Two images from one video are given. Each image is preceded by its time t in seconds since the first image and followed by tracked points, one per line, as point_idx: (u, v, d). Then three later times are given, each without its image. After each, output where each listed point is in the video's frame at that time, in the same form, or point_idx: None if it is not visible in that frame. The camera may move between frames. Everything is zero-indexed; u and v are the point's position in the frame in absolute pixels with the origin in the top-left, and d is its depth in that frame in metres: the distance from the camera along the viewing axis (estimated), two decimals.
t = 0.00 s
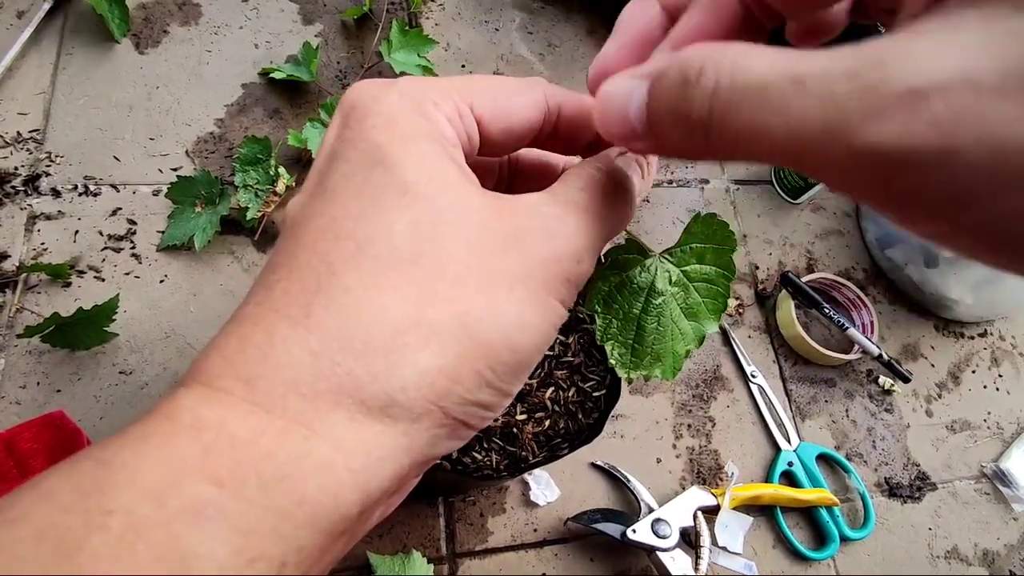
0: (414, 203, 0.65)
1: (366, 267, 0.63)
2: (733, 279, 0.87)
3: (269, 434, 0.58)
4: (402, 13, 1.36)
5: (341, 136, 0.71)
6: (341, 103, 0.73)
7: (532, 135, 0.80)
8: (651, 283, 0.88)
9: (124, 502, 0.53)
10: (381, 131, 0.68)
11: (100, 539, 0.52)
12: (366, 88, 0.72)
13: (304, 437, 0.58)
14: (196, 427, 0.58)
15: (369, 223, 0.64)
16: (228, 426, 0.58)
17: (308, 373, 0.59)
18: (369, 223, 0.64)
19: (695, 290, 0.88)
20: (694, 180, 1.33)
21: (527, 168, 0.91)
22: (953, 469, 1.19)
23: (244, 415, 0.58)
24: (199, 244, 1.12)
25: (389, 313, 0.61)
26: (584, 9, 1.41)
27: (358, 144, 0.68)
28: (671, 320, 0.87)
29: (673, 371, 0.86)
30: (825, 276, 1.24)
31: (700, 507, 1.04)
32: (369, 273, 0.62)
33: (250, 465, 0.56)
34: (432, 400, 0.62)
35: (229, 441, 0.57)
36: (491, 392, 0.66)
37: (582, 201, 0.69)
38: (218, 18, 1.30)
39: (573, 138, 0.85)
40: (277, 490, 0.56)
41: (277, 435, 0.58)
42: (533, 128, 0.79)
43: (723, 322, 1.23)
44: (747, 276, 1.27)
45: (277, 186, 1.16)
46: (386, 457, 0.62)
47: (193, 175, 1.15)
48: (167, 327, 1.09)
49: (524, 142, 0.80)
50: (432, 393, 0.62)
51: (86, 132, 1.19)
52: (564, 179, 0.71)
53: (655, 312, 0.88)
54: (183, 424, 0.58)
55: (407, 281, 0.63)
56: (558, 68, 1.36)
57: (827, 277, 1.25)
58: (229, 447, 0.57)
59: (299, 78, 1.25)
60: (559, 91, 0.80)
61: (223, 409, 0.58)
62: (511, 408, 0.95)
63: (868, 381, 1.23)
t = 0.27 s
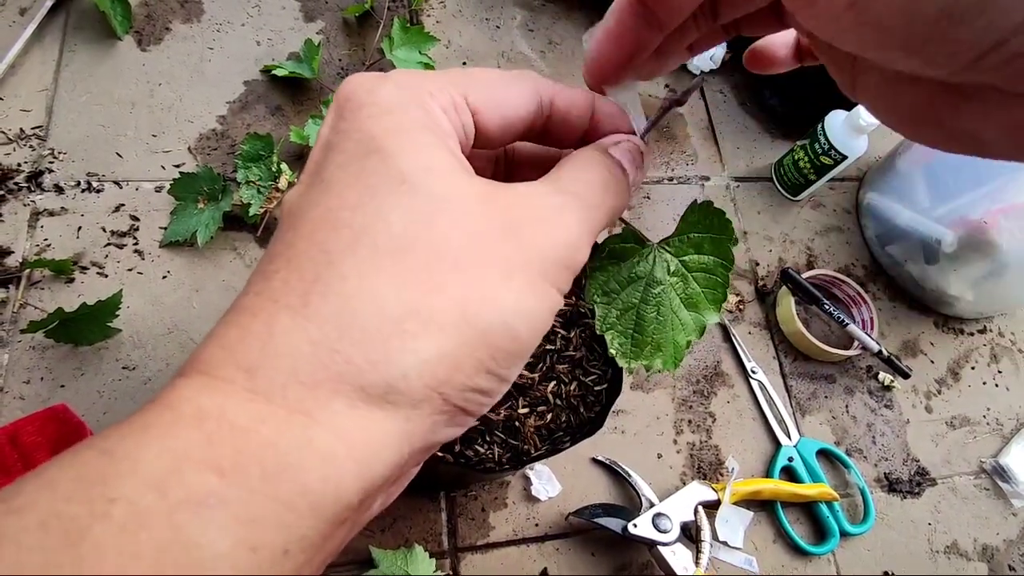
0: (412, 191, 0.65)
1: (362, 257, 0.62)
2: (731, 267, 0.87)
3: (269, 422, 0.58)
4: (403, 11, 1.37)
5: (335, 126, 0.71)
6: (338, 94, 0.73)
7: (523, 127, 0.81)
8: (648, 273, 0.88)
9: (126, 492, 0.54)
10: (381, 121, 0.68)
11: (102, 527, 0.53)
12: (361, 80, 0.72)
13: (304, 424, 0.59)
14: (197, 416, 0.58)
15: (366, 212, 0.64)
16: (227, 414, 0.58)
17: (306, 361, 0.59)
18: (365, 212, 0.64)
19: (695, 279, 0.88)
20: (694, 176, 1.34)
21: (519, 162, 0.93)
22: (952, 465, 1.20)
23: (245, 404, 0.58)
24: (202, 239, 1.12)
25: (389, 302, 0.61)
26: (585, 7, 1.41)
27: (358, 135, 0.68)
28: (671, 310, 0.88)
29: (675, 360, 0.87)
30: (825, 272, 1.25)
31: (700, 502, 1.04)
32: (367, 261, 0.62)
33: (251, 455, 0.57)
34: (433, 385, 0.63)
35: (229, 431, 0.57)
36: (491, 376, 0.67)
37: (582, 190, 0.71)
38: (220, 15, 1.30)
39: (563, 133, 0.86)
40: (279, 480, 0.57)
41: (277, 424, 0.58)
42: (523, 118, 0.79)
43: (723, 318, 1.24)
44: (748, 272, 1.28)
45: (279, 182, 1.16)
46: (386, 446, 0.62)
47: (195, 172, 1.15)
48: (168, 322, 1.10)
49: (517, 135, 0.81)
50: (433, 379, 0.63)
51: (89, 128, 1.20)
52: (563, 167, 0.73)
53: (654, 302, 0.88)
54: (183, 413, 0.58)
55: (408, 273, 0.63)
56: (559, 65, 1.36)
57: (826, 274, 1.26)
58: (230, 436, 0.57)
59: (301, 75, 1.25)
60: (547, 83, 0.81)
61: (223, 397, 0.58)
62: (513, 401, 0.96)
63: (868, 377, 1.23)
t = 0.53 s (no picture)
0: (417, 194, 0.65)
1: (368, 263, 0.63)
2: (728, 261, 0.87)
3: (271, 430, 0.58)
4: (403, 9, 1.36)
5: (334, 126, 0.71)
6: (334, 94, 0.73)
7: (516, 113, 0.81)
8: (641, 263, 0.89)
9: (126, 502, 0.54)
10: (382, 122, 0.68)
11: (103, 540, 0.52)
12: (360, 77, 0.72)
13: (307, 434, 0.58)
14: (200, 426, 0.58)
15: (370, 217, 0.64)
16: (231, 425, 0.58)
17: (310, 369, 0.59)
18: (369, 218, 0.64)
19: (688, 271, 0.89)
20: (694, 175, 1.34)
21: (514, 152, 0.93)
22: (953, 463, 1.20)
23: (247, 413, 0.58)
24: (201, 238, 1.12)
25: (393, 308, 0.61)
26: (584, 5, 1.41)
27: (358, 137, 0.68)
28: (664, 302, 0.89)
29: (669, 354, 0.87)
30: (825, 270, 1.25)
31: (701, 501, 1.04)
32: (372, 267, 0.62)
33: (254, 463, 0.56)
34: (441, 396, 0.63)
35: (232, 439, 0.57)
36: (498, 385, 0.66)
37: (583, 189, 0.70)
38: (219, 13, 1.30)
39: (554, 116, 0.88)
40: (282, 490, 0.56)
41: (281, 432, 0.58)
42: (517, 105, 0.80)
43: (723, 316, 1.24)
44: (748, 271, 1.28)
45: (278, 180, 1.16)
46: (391, 456, 0.61)
47: (194, 170, 1.15)
48: (168, 322, 1.09)
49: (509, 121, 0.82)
50: (441, 389, 0.62)
51: (87, 127, 1.19)
52: (561, 168, 0.72)
53: (647, 293, 0.88)
54: (188, 423, 0.58)
55: (409, 274, 0.63)
56: (559, 63, 1.36)
57: (827, 272, 1.26)
58: (233, 445, 0.57)
59: (300, 74, 1.25)
60: (540, 67, 0.83)
61: (228, 407, 0.58)
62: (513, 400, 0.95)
63: (868, 376, 1.23)
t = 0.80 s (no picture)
0: (417, 193, 0.64)
1: (367, 264, 0.62)
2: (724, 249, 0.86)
3: (271, 432, 0.57)
4: (401, 8, 1.36)
5: (332, 124, 0.70)
6: (332, 91, 0.72)
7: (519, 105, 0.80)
8: (632, 260, 0.89)
9: (123, 504, 0.53)
10: (380, 121, 0.67)
11: (99, 543, 0.52)
12: (358, 73, 0.71)
13: (307, 435, 0.57)
14: (200, 428, 0.57)
15: (369, 215, 0.64)
16: (231, 426, 0.57)
17: (311, 370, 0.58)
18: (368, 218, 0.63)
19: (685, 262, 0.87)
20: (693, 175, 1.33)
21: (510, 142, 0.93)
22: (952, 465, 1.19)
23: (246, 414, 0.57)
24: (197, 239, 1.11)
25: (392, 309, 0.61)
26: (583, 4, 1.40)
27: (356, 136, 0.67)
28: (659, 294, 0.88)
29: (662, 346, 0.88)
30: (826, 271, 1.24)
31: (700, 502, 1.03)
32: (371, 268, 0.62)
33: (254, 465, 0.56)
34: (442, 395, 0.62)
35: (231, 442, 0.56)
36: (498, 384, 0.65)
37: (578, 185, 0.70)
38: (216, 12, 1.29)
39: (558, 105, 0.87)
40: (282, 493, 0.56)
41: (282, 433, 0.57)
42: (520, 99, 0.79)
43: (722, 317, 1.23)
44: (746, 271, 1.27)
45: (274, 180, 1.15)
46: (392, 456, 0.60)
47: (191, 170, 1.14)
48: (164, 322, 1.09)
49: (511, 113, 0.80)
50: (441, 389, 0.62)
51: (83, 127, 1.19)
52: (557, 161, 0.72)
53: (639, 289, 0.89)
54: (188, 427, 0.57)
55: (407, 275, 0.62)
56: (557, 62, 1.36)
57: (827, 272, 1.25)
58: (231, 447, 0.56)
59: (297, 73, 1.24)
60: (545, 58, 0.81)
61: (227, 410, 0.57)
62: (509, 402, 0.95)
63: (867, 377, 1.23)
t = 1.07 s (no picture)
0: (416, 194, 0.64)
1: (369, 264, 0.61)
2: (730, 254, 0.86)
3: (274, 434, 0.56)
4: (399, 7, 1.36)
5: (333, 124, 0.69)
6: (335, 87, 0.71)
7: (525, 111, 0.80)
8: (643, 263, 0.86)
9: (125, 506, 0.52)
10: (378, 122, 0.67)
11: (101, 545, 0.50)
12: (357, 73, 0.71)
13: (310, 436, 0.56)
14: (203, 429, 0.56)
15: (369, 216, 0.63)
16: (232, 427, 0.56)
17: (313, 371, 0.58)
18: (367, 217, 0.63)
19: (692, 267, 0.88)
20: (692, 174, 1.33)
21: (511, 147, 0.92)
22: (951, 464, 1.19)
23: (248, 415, 0.56)
24: (194, 238, 1.11)
25: (392, 307, 0.60)
26: (582, 3, 1.40)
27: (357, 135, 0.67)
28: (667, 298, 0.87)
29: (670, 350, 0.88)
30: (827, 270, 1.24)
31: (699, 502, 1.03)
32: (372, 268, 0.61)
33: (256, 467, 0.54)
34: (442, 395, 0.61)
35: (233, 445, 0.55)
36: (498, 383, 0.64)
37: (581, 184, 0.69)
38: (214, 11, 1.29)
39: (565, 112, 0.86)
40: (285, 495, 0.54)
41: (284, 436, 0.56)
42: (521, 102, 0.79)
43: (720, 316, 1.23)
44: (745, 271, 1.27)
45: (272, 179, 1.15)
46: (393, 456, 0.59)
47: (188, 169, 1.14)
48: (162, 322, 1.09)
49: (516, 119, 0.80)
50: (441, 388, 0.61)
51: (80, 125, 1.18)
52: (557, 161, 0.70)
53: (647, 292, 0.87)
54: (189, 426, 0.56)
55: (407, 273, 0.61)
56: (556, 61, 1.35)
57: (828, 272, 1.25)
58: (233, 448, 0.55)
59: (295, 72, 1.24)
60: (545, 64, 0.81)
61: (229, 410, 0.57)
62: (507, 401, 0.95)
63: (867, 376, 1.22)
